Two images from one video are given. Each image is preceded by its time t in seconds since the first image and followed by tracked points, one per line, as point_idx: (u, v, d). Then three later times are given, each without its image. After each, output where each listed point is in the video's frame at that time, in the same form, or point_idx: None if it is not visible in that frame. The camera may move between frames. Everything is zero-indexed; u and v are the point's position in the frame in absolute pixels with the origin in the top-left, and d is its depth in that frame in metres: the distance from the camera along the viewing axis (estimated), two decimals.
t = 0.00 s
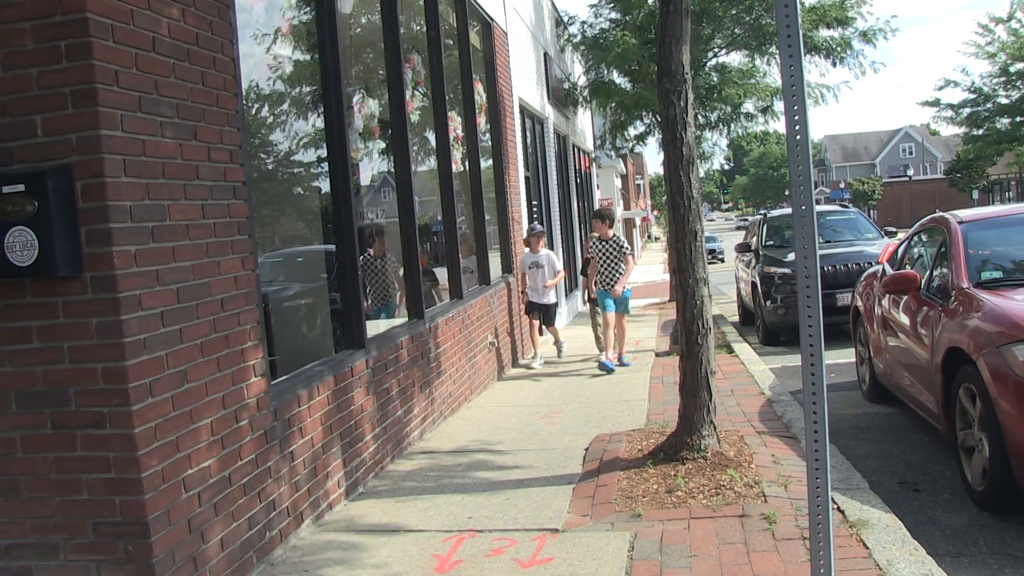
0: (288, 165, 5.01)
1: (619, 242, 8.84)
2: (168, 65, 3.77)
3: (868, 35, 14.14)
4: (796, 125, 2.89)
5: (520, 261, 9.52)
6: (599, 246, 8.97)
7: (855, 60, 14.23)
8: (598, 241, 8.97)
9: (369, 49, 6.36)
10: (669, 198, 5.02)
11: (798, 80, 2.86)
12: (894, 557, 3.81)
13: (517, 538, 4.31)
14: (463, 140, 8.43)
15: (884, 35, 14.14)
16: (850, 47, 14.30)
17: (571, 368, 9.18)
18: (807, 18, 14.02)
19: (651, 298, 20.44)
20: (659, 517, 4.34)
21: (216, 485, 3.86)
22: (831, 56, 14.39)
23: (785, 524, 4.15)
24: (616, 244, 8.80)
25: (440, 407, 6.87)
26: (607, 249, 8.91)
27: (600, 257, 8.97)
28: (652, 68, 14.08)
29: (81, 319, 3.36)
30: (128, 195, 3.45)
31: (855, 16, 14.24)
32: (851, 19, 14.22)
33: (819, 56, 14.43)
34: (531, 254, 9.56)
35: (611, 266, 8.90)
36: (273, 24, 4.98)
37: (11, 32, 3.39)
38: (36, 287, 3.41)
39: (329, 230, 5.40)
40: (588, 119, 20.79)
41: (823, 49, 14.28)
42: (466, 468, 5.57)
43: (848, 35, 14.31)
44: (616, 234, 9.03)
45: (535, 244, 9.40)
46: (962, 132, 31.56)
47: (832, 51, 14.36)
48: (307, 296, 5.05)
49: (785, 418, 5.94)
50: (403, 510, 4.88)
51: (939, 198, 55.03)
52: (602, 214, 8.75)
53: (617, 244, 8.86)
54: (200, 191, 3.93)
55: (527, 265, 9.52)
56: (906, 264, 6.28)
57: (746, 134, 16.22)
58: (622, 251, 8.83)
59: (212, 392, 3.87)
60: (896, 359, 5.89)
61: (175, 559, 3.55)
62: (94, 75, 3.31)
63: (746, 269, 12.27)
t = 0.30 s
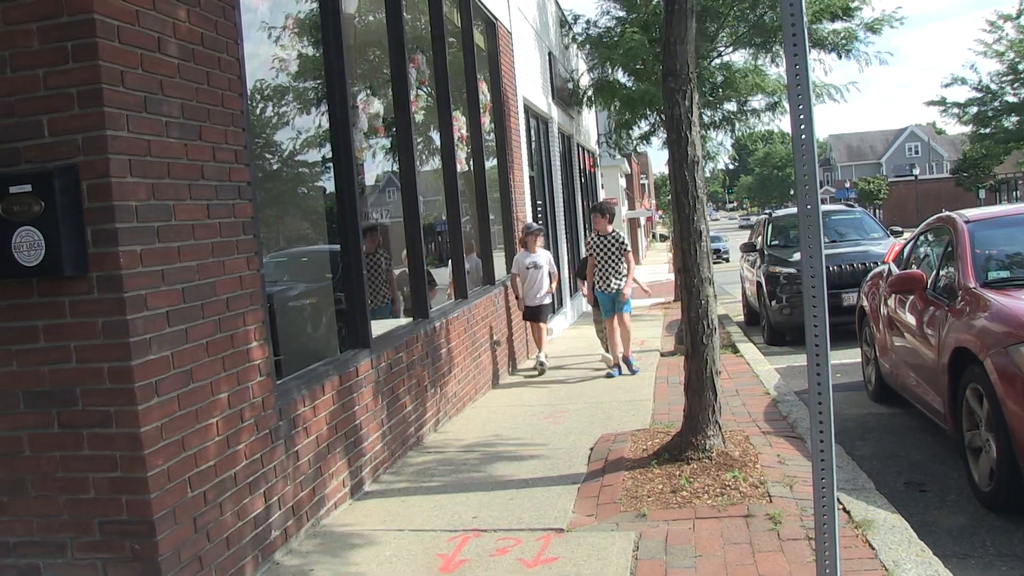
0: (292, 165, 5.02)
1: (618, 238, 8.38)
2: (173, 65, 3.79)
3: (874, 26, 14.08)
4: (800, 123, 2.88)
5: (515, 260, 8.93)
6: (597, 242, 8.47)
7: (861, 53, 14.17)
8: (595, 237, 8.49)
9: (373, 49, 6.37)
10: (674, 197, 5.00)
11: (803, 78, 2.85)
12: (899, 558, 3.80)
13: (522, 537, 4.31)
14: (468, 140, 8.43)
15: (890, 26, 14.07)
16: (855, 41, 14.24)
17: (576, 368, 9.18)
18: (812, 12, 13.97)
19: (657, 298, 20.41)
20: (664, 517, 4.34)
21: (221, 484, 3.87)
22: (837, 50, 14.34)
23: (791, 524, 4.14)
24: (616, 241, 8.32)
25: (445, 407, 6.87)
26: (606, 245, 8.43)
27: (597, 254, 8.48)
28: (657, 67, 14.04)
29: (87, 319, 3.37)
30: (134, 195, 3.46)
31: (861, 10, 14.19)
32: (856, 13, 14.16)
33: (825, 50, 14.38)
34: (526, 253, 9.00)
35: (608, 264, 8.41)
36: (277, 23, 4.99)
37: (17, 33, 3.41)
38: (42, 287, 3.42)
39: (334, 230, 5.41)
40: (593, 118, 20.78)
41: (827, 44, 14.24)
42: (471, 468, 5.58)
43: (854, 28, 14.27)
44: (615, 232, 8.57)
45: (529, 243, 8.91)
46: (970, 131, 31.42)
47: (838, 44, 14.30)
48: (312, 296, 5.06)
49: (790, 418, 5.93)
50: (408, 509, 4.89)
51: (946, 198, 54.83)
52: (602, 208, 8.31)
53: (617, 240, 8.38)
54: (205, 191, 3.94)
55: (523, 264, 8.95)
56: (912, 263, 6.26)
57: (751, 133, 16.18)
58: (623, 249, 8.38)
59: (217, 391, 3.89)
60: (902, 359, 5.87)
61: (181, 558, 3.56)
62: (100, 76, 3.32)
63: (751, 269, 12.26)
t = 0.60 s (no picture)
0: (308, 162, 5.03)
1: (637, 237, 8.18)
2: (191, 63, 3.80)
3: (891, 23, 13.97)
4: (819, 120, 2.86)
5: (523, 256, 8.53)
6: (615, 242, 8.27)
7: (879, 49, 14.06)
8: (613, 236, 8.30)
9: (389, 46, 6.38)
10: (692, 195, 4.99)
11: (822, 74, 2.83)
12: (917, 558, 3.78)
13: (538, 535, 4.31)
14: (484, 137, 8.43)
15: (908, 22, 13.95)
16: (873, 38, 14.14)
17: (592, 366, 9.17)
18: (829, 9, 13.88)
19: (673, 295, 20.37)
20: (680, 515, 4.33)
21: (238, 480, 3.89)
22: (855, 46, 14.24)
23: (807, 522, 4.12)
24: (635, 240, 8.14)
25: (461, 404, 6.88)
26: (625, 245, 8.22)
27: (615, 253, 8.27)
28: (673, 63, 14.00)
29: (106, 315, 3.40)
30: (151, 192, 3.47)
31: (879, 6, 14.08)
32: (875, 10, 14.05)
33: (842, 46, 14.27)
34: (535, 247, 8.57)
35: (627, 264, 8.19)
36: (294, 21, 5.00)
37: (36, 32, 3.43)
38: (62, 283, 3.45)
39: (350, 227, 5.42)
40: (609, 115, 20.75)
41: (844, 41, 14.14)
42: (487, 465, 5.58)
43: (872, 26, 14.17)
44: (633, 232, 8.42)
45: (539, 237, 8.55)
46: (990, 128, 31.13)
47: (855, 39, 14.19)
48: (328, 293, 5.07)
49: (807, 416, 5.90)
50: (424, 505, 4.90)
51: (963, 196, 54.41)
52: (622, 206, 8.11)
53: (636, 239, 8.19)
54: (222, 188, 3.96)
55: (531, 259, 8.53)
56: (930, 262, 6.21)
57: (769, 129, 16.09)
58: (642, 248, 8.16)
59: (235, 387, 3.91)
60: (920, 358, 5.83)
61: (198, 553, 3.58)
62: (118, 73, 3.34)
63: (768, 267, 12.21)
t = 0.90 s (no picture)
0: (319, 158, 5.03)
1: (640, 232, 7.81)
2: (202, 60, 3.81)
3: (905, 28, 13.93)
4: (832, 117, 2.85)
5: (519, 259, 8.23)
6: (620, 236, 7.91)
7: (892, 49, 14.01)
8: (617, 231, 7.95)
9: (400, 43, 6.38)
10: (702, 192, 4.98)
11: (834, 71, 2.82)
12: (929, 557, 3.76)
13: (548, 531, 4.31)
14: (494, 133, 8.43)
15: (922, 25, 13.90)
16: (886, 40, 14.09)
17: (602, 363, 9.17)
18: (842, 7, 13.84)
19: (684, 294, 20.34)
20: (690, 512, 4.33)
21: (249, 476, 3.90)
22: (867, 46, 14.19)
23: (818, 520, 4.11)
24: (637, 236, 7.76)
25: (472, 400, 6.88)
26: (628, 240, 7.85)
27: (618, 250, 7.92)
28: (684, 60, 14.00)
29: (118, 311, 3.41)
30: (163, 188, 3.48)
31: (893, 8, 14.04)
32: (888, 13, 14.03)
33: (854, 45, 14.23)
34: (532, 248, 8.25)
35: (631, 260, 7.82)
36: (306, 17, 5.01)
37: (49, 28, 3.44)
38: (74, 280, 3.46)
39: (361, 224, 5.43)
40: (620, 112, 20.73)
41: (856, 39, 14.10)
42: (499, 461, 5.59)
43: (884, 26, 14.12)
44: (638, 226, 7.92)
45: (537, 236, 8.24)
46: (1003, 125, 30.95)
47: (867, 37, 14.13)
48: (339, 290, 5.08)
49: (817, 414, 5.89)
50: (435, 501, 4.91)
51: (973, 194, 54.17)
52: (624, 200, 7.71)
53: (638, 235, 7.82)
54: (234, 184, 3.97)
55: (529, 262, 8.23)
56: (943, 259, 6.19)
57: (781, 127, 16.05)
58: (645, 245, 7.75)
59: (246, 384, 3.92)
60: (932, 356, 5.81)
61: (209, 549, 3.59)
62: (130, 70, 3.35)
63: (779, 264, 12.18)
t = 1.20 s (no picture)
0: (329, 156, 5.04)
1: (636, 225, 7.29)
2: (213, 58, 3.82)
3: (917, 28, 13.86)
4: (843, 114, 2.83)
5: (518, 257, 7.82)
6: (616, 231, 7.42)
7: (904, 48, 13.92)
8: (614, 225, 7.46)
9: (410, 40, 6.38)
10: (713, 189, 4.97)
11: (846, 67, 2.81)
12: (940, 556, 3.75)
13: (558, 528, 4.31)
14: (504, 131, 8.43)
15: (936, 32, 13.80)
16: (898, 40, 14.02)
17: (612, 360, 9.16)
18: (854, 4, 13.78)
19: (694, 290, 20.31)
20: (700, 510, 4.32)
21: (260, 472, 3.91)
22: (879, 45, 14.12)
23: (829, 518, 4.10)
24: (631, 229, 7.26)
25: (481, 398, 6.88)
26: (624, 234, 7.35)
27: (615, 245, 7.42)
28: (694, 57, 13.96)
29: (130, 308, 3.42)
30: (174, 186, 3.50)
31: (906, 6, 13.97)
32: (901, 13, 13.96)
33: (867, 43, 14.15)
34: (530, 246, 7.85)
35: (627, 256, 7.31)
36: (316, 15, 5.02)
37: (61, 27, 3.46)
38: (86, 277, 3.48)
39: (371, 222, 5.45)
40: (630, 108, 20.70)
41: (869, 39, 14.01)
42: (509, 458, 5.59)
43: (897, 28, 14.03)
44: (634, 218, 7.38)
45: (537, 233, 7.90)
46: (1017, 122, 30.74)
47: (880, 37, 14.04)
48: (349, 287, 5.10)
49: (828, 411, 5.87)
50: (445, 498, 4.92)
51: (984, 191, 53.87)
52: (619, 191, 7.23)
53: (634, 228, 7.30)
54: (244, 182, 3.98)
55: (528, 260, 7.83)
56: (955, 257, 6.16)
57: (792, 123, 15.99)
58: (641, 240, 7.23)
59: (256, 380, 3.93)
60: (944, 354, 5.78)
61: (220, 545, 3.60)
62: (141, 69, 3.36)
63: (789, 261, 12.15)
